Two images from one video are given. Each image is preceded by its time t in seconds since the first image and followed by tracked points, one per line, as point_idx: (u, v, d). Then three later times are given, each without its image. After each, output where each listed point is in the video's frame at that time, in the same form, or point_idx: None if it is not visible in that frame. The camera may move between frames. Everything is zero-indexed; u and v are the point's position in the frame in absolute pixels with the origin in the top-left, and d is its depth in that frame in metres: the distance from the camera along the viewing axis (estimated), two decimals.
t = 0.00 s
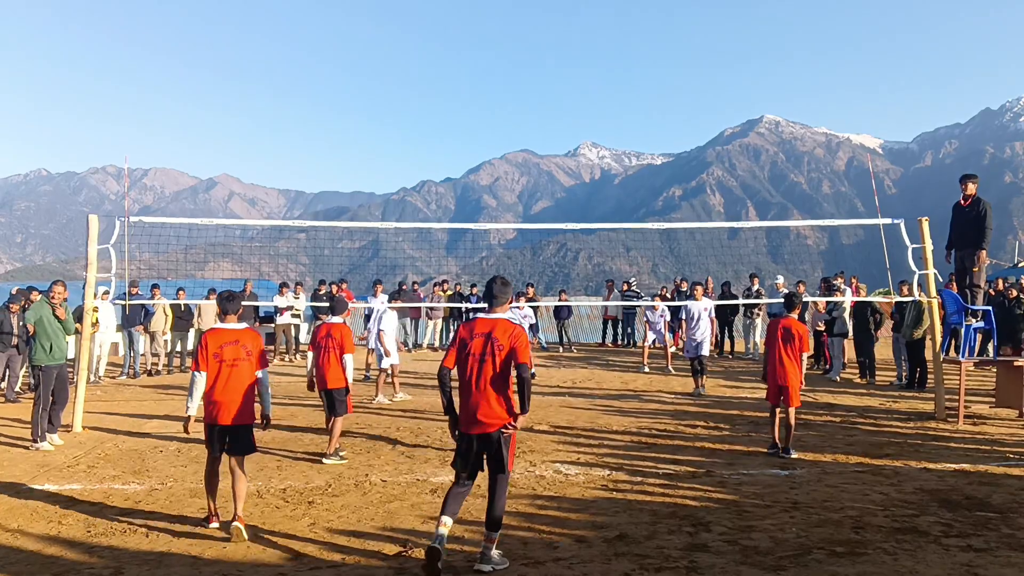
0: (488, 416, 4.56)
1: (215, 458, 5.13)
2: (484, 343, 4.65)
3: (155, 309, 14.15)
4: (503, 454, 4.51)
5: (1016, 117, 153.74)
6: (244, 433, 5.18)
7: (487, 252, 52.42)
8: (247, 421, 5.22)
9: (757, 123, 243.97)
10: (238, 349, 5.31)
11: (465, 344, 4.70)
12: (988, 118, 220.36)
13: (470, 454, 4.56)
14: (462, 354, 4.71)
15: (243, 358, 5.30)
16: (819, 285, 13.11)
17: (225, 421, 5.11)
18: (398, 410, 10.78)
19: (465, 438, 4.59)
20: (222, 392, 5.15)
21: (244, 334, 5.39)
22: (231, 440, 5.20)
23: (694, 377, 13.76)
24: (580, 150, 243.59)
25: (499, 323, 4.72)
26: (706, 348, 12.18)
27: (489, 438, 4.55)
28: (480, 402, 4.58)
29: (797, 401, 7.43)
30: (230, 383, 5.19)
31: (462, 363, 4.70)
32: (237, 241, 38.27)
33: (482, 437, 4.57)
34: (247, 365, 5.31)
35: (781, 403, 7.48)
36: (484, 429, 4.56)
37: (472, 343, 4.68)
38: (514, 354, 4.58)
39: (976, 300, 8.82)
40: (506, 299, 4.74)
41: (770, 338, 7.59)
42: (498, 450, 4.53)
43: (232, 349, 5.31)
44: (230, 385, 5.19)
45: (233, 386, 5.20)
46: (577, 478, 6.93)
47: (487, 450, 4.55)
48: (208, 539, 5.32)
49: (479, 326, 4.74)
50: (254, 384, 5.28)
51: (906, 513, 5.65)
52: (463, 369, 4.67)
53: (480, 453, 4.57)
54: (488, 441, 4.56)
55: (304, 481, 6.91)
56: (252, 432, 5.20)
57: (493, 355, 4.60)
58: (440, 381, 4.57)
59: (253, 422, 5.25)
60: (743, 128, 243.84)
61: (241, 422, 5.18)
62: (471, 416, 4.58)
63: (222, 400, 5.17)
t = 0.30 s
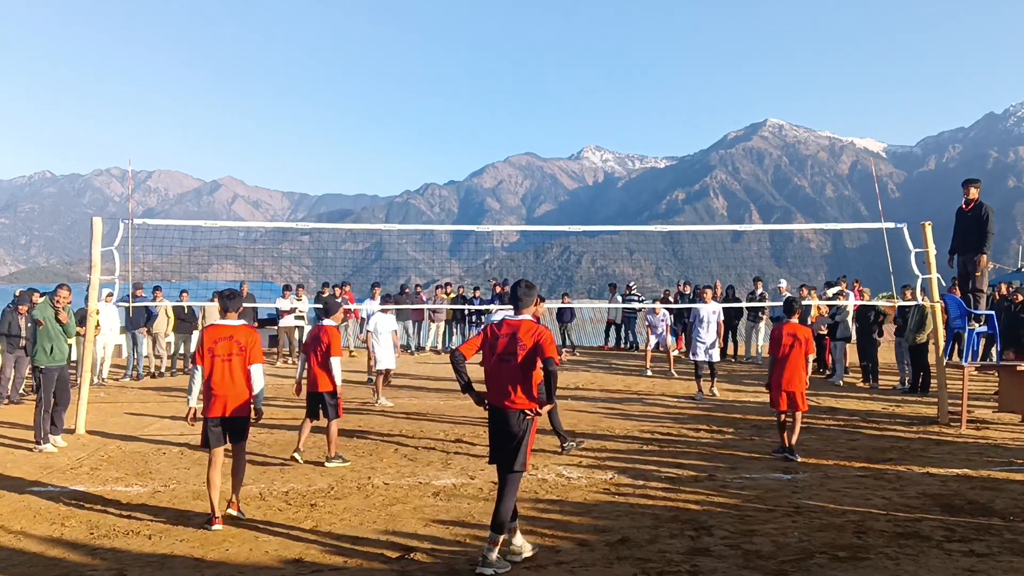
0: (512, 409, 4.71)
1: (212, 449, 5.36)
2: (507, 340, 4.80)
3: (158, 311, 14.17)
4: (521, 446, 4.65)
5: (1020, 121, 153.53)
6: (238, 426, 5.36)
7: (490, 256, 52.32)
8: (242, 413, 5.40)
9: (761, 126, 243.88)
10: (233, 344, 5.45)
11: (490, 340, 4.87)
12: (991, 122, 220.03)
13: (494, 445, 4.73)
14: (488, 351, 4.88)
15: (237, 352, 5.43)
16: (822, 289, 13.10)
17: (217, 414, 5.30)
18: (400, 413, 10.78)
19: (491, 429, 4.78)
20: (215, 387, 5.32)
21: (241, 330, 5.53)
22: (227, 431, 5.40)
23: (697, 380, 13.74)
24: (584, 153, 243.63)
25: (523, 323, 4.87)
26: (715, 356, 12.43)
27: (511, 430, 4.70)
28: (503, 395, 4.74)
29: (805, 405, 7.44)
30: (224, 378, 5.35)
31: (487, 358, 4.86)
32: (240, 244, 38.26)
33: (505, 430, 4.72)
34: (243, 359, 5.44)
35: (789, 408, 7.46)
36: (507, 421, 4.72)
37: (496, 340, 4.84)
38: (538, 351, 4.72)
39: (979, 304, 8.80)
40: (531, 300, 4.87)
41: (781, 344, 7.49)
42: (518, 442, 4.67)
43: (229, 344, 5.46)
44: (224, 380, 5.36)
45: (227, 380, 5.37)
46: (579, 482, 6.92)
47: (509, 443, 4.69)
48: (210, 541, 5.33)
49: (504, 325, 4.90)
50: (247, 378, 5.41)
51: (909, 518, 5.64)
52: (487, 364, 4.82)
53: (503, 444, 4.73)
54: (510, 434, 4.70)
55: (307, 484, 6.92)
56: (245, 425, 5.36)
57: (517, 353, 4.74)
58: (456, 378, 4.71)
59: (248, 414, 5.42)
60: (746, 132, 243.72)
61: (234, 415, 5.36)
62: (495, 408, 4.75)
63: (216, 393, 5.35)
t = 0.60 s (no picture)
0: (553, 409, 4.74)
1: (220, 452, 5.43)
2: (542, 343, 4.86)
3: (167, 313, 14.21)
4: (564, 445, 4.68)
5: None
6: (246, 431, 5.41)
7: (498, 258, 52.26)
8: (251, 419, 5.44)
9: (768, 128, 243.50)
10: (243, 350, 5.46)
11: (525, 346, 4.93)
12: (1001, 124, 218.96)
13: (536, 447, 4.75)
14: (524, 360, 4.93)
15: (247, 360, 5.45)
16: (831, 292, 13.04)
17: (225, 419, 5.36)
18: (408, 415, 10.80)
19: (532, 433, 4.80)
20: (224, 394, 5.37)
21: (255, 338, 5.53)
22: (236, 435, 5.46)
23: (705, 383, 13.70)
24: (591, 156, 243.60)
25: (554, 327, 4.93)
26: (724, 357, 12.43)
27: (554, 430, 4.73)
28: (544, 396, 4.77)
29: (807, 406, 7.45)
30: (233, 385, 5.38)
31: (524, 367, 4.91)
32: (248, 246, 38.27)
33: (547, 431, 4.75)
34: (252, 367, 5.46)
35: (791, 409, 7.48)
36: (549, 422, 4.74)
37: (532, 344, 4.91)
38: (574, 350, 4.79)
39: (987, 307, 8.75)
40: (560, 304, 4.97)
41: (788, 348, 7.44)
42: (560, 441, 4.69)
43: (239, 350, 5.48)
44: (233, 386, 5.39)
45: (236, 387, 5.39)
46: (586, 484, 6.93)
47: (559, 443, 4.73)
48: (218, 542, 5.36)
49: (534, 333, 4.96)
50: (255, 386, 5.42)
51: (917, 522, 5.62)
52: (526, 370, 4.88)
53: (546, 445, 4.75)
54: (557, 434, 4.73)
55: (314, 485, 6.94)
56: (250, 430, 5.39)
57: (553, 354, 4.81)
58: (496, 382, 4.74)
59: (256, 420, 5.46)
60: (754, 134, 243.36)
61: (242, 421, 5.41)
62: (536, 411, 4.78)
63: (225, 399, 5.39)
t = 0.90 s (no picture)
0: (592, 406, 4.74)
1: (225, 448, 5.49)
2: (583, 343, 4.89)
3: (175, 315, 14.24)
4: (600, 440, 4.68)
5: None
6: (245, 425, 5.43)
7: (504, 260, 52.22)
8: (250, 414, 5.45)
9: (775, 129, 243.10)
10: (241, 347, 5.49)
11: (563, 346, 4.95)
12: (1009, 123, 217.92)
13: (571, 443, 4.73)
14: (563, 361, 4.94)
15: (244, 355, 5.47)
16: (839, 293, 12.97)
17: (225, 415, 5.41)
18: (414, 417, 10.80)
19: (568, 428, 4.77)
20: (223, 388, 5.43)
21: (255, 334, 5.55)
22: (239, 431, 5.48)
23: (712, 385, 13.65)
24: (598, 157, 243.58)
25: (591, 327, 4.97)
26: (734, 357, 12.32)
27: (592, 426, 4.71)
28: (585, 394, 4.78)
29: (823, 408, 7.43)
30: (231, 380, 5.44)
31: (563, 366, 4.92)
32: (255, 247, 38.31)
33: (584, 428, 4.73)
34: (249, 362, 5.47)
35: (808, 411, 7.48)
36: (589, 418, 4.73)
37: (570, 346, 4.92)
38: (614, 349, 4.82)
39: (997, 308, 8.71)
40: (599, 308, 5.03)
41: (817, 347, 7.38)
42: (596, 436, 4.69)
43: (239, 346, 5.52)
44: (232, 382, 5.44)
45: (233, 382, 5.44)
46: (593, 486, 6.91)
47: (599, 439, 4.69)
48: (225, 544, 5.36)
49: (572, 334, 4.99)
50: (252, 381, 5.44)
51: (926, 524, 5.57)
52: (564, 370, 4.89)
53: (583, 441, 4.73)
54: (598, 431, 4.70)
55: (322, 487, 6.94)
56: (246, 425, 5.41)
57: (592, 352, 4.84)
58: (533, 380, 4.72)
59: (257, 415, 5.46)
60: (761, 134, 242.95)
61: (241, 415, 5.43)
62: (576, 408, 4.77)
63: (224, 393, 5.45)
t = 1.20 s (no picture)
0: (635, 404, 4.77)
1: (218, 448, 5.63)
2: (629, 342, 4.90)
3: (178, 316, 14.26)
4: (646, 438, 4.71)
5: None
6: (222, 424, 5.50)
7: (507, 260, 52.28)
8: (225, 412, 5.52)
9: (777, 129, 243.14)
10: (223, 346, 5.61)
11: (606, 344, 4.91)
12: (1010, 123, 218.11)
13: (615, 441, 4.73)
14: (602, 355, 4.89)
15: (221, 354, 5.57)
16: (841, 293, 12.97)
17: (210, 414, 5.55)
18: (416, 417, 10.82)
19: (612, 426, 4.74)
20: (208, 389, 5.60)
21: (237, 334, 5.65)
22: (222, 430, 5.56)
23: (714, 385, 13.66)
24: (600, 157, 243.58)
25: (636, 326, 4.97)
26: (735, 355, 12.35)
27: (639, 424, 4.74)
28: (627, 392, 4.80)
29: (830, 407, 7.40)
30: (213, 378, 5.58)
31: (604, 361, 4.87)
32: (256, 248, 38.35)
33: (628, 426, 4.74)
34: (224, 361, 5.55)
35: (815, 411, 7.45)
36: (631, 416, 4.75)
37: (614, 343, 4.90)
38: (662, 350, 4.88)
39: (999, 307, 8.70)
40: (636, 309, 5.07)
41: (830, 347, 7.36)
42: (643, 435, 4.72)
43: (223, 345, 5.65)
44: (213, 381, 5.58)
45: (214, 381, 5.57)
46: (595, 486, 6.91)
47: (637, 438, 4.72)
48: (229, 545, 5.37)
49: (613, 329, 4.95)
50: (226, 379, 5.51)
51: (928, 523, 5.58)
52: (605, 366, 4.86)
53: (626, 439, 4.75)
54: (638, 429, 4.73)
55: (324, 488, 6.96)
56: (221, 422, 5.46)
57: (639, 351, 4.86)
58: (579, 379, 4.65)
59: (231, 412, 5.48)
60: (763, 134, 242.97)
61: (219, 414, 5.52)
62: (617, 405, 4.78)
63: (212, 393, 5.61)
